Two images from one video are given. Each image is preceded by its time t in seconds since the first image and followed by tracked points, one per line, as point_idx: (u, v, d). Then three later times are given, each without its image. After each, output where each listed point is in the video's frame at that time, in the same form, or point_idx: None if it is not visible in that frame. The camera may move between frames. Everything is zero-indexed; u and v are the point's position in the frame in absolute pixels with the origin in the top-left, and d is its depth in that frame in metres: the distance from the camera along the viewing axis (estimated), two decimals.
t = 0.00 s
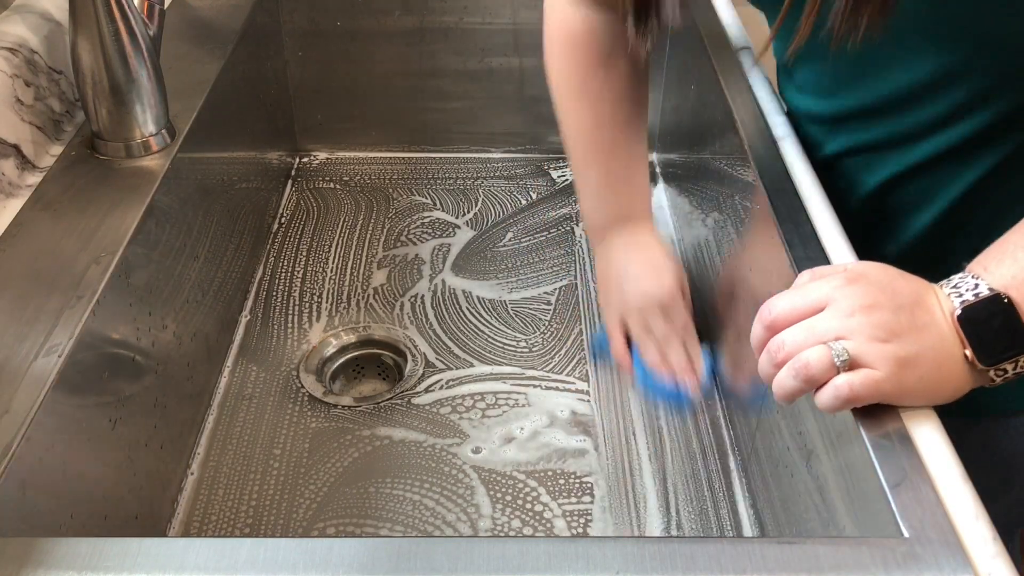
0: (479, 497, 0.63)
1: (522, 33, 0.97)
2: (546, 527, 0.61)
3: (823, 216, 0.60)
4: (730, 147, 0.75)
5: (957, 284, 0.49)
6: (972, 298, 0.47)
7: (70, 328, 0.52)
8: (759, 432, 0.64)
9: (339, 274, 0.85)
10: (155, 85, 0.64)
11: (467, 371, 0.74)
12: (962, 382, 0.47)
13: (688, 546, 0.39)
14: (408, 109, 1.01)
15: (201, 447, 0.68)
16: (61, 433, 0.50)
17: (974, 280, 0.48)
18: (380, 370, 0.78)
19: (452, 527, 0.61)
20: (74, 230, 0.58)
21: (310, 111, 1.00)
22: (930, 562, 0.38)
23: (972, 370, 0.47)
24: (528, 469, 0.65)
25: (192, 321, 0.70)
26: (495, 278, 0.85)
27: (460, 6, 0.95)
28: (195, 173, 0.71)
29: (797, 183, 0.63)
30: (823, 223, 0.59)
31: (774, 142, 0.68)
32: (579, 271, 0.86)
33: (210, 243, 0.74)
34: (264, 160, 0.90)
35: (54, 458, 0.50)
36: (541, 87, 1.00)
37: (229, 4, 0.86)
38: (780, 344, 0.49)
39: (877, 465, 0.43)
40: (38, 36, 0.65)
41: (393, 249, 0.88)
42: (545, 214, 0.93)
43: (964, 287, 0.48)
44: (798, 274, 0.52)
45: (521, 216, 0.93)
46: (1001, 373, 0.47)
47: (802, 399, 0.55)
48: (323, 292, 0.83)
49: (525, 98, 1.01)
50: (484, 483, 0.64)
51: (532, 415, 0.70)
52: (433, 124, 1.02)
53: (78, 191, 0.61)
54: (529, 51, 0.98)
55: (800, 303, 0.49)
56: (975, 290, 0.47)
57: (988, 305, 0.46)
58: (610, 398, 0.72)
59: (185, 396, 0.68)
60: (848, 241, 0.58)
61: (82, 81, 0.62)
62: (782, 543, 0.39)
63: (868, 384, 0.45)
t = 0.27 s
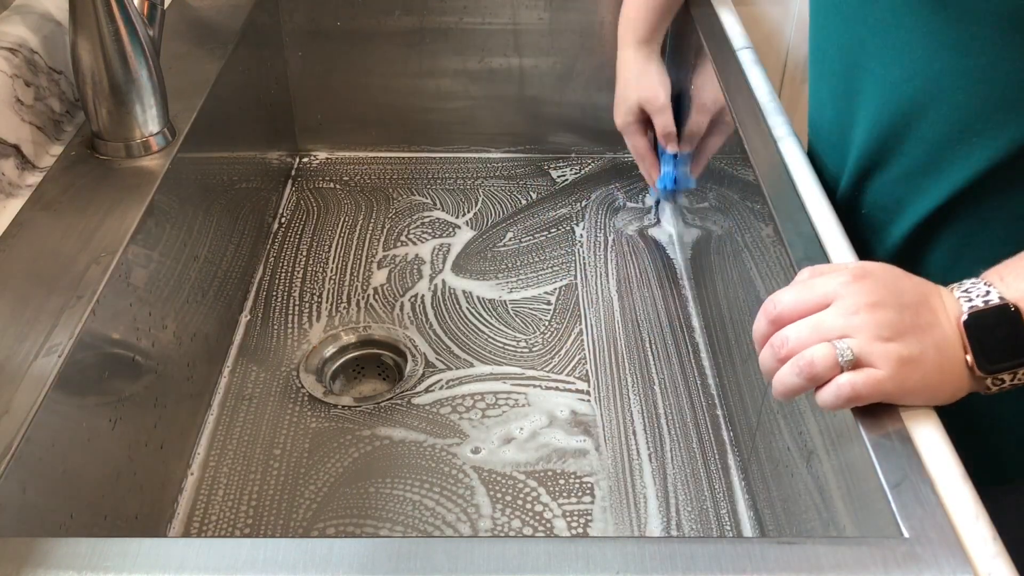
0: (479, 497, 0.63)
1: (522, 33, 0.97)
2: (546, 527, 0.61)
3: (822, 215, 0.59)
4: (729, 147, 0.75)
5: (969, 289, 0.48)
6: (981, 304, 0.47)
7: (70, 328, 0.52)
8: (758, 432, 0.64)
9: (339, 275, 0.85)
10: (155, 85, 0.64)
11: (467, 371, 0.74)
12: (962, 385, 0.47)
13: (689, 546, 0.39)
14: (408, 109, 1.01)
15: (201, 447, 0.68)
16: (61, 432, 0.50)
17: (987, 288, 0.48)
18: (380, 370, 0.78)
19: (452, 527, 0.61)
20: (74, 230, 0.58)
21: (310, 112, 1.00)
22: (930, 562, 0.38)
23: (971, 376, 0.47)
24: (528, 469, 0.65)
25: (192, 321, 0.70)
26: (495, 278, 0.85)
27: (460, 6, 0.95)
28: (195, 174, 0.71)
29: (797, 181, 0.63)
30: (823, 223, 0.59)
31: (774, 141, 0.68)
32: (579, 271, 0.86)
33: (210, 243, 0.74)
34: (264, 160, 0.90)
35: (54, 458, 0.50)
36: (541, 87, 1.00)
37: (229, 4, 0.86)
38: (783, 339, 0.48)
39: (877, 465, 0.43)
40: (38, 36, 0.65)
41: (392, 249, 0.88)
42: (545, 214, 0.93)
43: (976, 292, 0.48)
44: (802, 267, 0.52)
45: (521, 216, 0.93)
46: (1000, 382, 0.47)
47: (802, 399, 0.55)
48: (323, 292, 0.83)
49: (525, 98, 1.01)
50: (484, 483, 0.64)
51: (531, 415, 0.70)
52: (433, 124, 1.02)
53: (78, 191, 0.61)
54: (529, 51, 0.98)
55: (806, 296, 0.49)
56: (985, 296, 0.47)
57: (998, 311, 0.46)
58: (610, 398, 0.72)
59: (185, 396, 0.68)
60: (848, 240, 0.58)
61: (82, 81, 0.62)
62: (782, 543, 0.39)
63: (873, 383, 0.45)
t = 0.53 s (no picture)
0: (479, 496, 0.63)
1: (522, 33, 0.97)
2: (546, 527, 0.61)
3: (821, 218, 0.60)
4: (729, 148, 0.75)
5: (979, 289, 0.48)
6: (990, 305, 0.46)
7: (70, 328, 0.51)
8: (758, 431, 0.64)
9: (339, 274, 0.85)
10: (155, 85, 0.64)
11: (467, 371, 0.74)
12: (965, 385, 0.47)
13: (689, 546, 0.39)
14: (408, 109, 1.01)
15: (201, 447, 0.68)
16: (61, 432, 0.50)
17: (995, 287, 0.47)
18: (380, 370, 0.78)
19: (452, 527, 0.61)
20: (74, 230, 0.58)
21: (310, 112, 1.00)
22: (930, 562, 0.38)
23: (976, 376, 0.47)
24: (528, 469, 0.65)
25: (192, 321, 0.70)
26: (495, 278, 0.85)
27: (460, 6, 0.95)
28: (195, 174, 0.71)
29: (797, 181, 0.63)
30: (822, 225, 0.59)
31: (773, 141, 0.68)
32: (579, 271, 0.86)
33: (210, 243, 0.74)
34: (264, 160, 0.90)
35: (54, 458, 0.50)
36: (541, 87, 1.01)
37: (229, 4, 0.86)
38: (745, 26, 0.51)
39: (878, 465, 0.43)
40: (38, 36, 0.65)
41: (392, 249, 0.88)
42: (545, 214, 0.93)
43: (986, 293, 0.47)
44: None
45: (521, 216, 0.93)
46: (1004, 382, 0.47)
47: (803, 400, 0.55)
48: (323, 292, 0.83)
49: (525, 98, 1.01)
50: (484, 483, 0.64)
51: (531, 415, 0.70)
52: (433, 124, 1.02)
53: (79, 191, 0.61)
54: (529, 51, 0.98)
55: None
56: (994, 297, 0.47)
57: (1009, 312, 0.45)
58: (610, 398, 0.72)
59: (185, 396, 0.68)
60: (847, 241, 0.58)
61: (82, 81, 0.62)
62: (782, 543, 0.39)
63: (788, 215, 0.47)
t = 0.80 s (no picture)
0: (479, 496, 0.63)
1: (522, 33, 0.97)
2: (546, 527, 0.61)
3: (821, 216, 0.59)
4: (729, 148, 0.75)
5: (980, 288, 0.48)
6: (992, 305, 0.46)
7: (69, 328, 0.51)
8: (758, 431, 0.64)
9: (339, 274, 0.85)
10: (155, 85, 0.64)
11: (467, 371, 0.74)
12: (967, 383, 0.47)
13: (689, 546, 0.39)
14: (408, 109, 1.01)
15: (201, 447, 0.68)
16: (61, 432, 0.50)
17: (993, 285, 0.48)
18: (380, 370, 0.78)
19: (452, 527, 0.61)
20: (73, 230, 0.58)
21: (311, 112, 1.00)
22: (930, 562, 0.38)
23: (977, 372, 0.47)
24: (528, 469, 0.65)
25: (192, 321, 0.70)
26: (495, 278, 0.85)
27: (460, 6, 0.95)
28: (195, 174, 0.71)
29: (797, 181, 0.63)
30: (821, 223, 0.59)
31: (773, 141, 0.68)
32: (579, 271, 0.85)
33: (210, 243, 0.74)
34: (264, 161, 0.90)
35: (53, 458, 0.50)
36: (541, 87, 1.00)
37: (229, 4, 0.86)
38: None
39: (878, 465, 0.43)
40: (38, 36, 0.65)
41: (392, 249, 0.88)
42: (545, 214, 0.93)
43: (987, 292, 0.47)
44: None
45: (521, 216, 0.93)
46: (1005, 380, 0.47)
47: (803, 399, 0.55)
48: (323, 292, 0.83)
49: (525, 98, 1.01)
50: (484, 483, 0.64)
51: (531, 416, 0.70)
52: (433, 124, 1.02)
53: (78, 191, 0.61)
54: (529, 51, 0.98)
55: None
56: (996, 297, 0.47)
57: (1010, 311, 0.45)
58: (610, 398, 0.72)
59: (185, 396, 0.68)
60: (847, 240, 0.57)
61: (82, 81, 0.62)
62: (782, 543, 0.39)
63: None
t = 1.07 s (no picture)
0: (479, 496, 0.63)
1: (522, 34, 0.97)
2: (546, 527, 0.61)
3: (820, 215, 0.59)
4: (729, 147, 0.75)
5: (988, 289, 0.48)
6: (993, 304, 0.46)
7: (69, 328, 0.51)
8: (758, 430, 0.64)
9: (339, 275, 0.85)
10: (155, 84, 0.64)
11: (467, 371, 0.74)
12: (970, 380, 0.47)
13: (688, 546, 0.39)
14: (408, 109, 1.01)
15: (201, 447, 0.68)
16: (61, 431, 0.50)
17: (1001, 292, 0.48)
18: (380, 370, 0.78)
19: (452, 527, 0.61)
20: (73, 230, 0.58)
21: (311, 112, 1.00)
22: (931, 562, 0.38)
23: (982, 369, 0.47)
24: (528, 469, 0.65)
25: (192, 321, 0.70)
26: (495, 278, 0.85)
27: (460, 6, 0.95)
28: (194, 174, 0.71)
29: (796, 181, 0.63)
30: (821, 221, 0.59)
31: (774, 141, 0.68)
32: (579, 271, 0.86)
33: (210, 242, 0.74)
34: (264, 161, 0.90)
35: (54, 458, 0.50)
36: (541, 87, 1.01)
37: (229, 4, 0.86)
38: None
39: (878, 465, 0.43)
40: (38, 36, 0.65)
41: (393, 249, 0.88)
42: (545, 213, 0.94)
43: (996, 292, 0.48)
44: None
45: (521, 216, 0.93)
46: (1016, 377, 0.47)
47: (803, 400, 0.55)
48: (323, 292, 0.83)
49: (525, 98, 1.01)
50: (484, 483, 0.64)
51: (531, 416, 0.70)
52: (433, 124, 1.02)
53: (79, 191, 0.61)
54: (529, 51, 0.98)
55: None
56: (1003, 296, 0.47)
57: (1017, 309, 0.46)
58: (610, 398, 0.72)
59: (185, 396, 0.68)
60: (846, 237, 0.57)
61: (82, 81, 0.62)
62: (782, 543, 0.39)
63: None
